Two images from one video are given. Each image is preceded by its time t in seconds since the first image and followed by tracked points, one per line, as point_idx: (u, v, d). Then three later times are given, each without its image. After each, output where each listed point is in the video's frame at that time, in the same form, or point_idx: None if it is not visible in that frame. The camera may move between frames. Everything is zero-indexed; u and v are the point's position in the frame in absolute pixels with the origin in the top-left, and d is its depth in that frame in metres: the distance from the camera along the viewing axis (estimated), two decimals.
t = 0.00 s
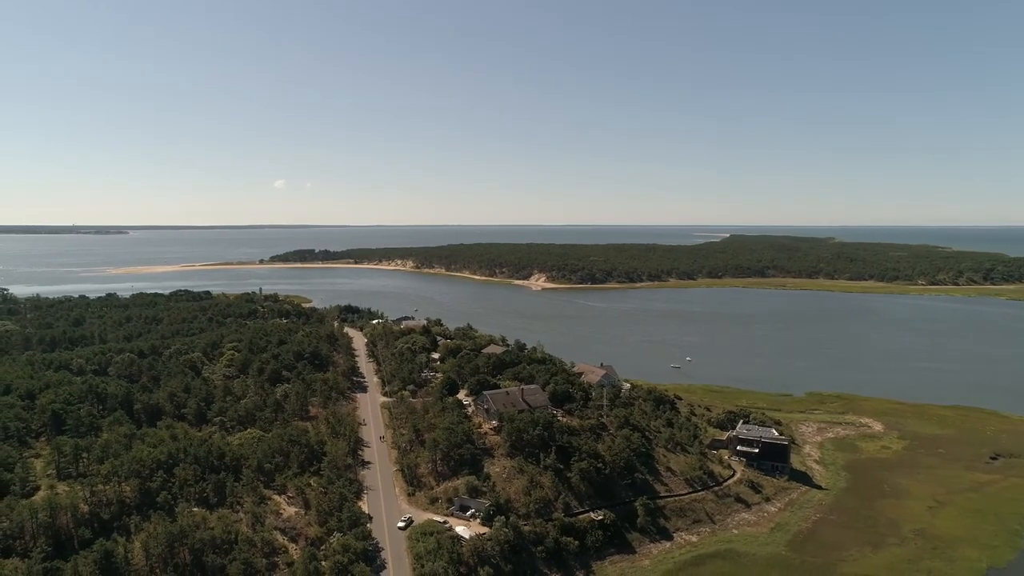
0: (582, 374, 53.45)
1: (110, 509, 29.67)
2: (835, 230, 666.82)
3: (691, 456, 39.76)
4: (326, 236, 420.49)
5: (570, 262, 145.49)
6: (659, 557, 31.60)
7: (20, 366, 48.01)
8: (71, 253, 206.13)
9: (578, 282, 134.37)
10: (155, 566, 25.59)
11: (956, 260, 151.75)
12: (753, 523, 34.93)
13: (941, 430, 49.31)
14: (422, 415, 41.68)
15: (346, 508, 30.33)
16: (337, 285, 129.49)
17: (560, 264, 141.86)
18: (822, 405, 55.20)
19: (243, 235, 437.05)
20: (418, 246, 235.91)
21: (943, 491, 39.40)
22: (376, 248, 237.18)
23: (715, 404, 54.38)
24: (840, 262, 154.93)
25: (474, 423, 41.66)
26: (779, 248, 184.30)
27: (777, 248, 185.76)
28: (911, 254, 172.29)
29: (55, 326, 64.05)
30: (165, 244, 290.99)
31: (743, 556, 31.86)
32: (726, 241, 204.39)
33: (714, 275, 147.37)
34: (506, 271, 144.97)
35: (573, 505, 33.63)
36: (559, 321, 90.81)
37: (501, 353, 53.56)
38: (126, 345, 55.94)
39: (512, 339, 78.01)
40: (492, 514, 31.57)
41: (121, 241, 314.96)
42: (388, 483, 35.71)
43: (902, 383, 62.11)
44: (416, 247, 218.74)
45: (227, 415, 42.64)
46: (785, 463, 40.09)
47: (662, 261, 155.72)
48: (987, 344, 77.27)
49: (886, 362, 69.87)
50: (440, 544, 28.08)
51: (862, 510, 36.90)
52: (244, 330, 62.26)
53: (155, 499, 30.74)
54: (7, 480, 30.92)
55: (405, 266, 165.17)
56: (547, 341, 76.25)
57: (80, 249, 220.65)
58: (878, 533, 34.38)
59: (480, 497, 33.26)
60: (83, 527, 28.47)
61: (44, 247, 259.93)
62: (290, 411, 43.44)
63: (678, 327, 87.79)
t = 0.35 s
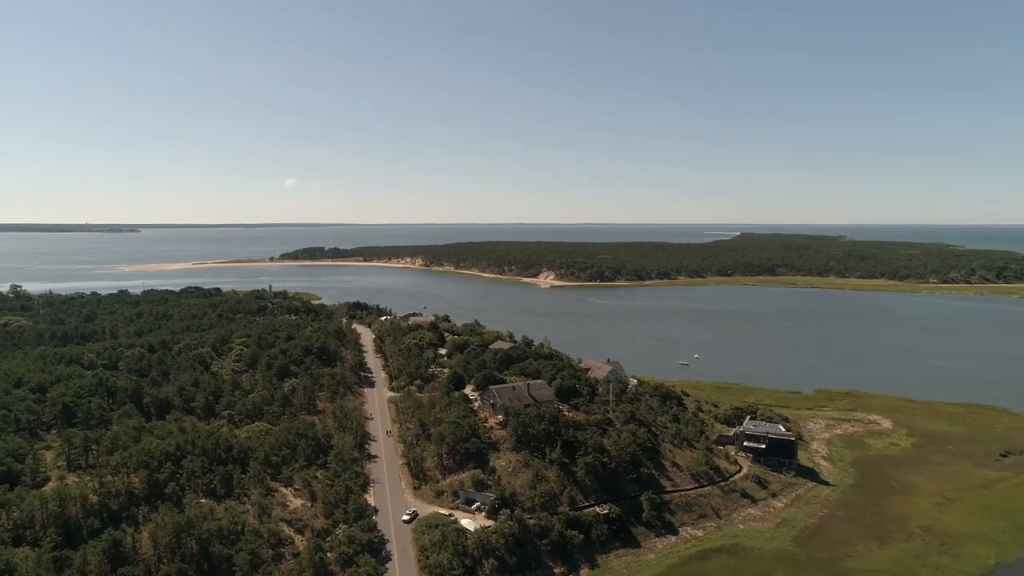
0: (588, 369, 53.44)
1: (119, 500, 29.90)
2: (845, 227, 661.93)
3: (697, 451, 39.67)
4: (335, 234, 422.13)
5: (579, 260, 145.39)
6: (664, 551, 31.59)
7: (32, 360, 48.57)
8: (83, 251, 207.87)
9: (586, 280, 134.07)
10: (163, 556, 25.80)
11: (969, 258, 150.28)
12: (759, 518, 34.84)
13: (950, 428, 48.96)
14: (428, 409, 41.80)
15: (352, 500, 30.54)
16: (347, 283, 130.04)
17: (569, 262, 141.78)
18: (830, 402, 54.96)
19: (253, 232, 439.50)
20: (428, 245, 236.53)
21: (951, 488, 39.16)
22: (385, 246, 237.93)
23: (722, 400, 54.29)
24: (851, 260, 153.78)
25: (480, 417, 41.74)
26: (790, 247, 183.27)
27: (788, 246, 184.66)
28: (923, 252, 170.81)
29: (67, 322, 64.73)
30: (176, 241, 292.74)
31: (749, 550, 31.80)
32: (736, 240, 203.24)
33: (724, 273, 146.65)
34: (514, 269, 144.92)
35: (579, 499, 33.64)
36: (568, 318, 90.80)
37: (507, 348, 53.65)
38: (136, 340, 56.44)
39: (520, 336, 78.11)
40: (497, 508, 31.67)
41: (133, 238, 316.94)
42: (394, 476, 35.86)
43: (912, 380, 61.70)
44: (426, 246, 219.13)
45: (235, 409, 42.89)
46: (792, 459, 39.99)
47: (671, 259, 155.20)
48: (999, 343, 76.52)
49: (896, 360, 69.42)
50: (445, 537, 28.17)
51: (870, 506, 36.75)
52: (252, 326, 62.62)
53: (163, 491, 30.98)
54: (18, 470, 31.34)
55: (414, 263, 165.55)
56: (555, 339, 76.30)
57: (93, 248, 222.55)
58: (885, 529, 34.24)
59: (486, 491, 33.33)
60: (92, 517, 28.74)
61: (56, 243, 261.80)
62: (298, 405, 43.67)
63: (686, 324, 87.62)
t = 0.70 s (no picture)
0: (596, 358, 53.45)
1: (129, 483, 30.22)
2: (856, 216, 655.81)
3: (704, 440, 39.62)
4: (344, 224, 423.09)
5: (589, 251, 144.98)
6: (669, 538, 31.66)
7: (46, 347, 49.16)
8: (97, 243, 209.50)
9: (597, 271, 133.64)
10: (172, 537, 26.08)
11: (984, 250, 148.39)
12: (766, 506, 34.83)
13: (961, 418, 48.61)
14: (436, 397, 41.97)
15: (359, 485, 30.74)
16: (357, 273, 130.48)
17: (579, 254, 141.40)
18: (840, 392, 54.70)
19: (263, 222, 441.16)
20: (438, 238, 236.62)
21: (961, 478, 38.94)
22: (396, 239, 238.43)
23: (731, 390, 54.19)
24: (864, 252, 152.27)
25: (487, 405, 41.89)
26: (803, 239, 181.79)
27: (800, 238, 183.12)
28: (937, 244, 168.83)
29: (80, 311, 65.47)
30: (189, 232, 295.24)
31: (754, 537, 31.79)
32: (749, 233, 201.65)
33: (735, 265, 145.69)
34: (525, 261, 144.77)
35: (584, 486, 33.75)
36: (577, 309, 90.78)
37: (516, 337, 53.73)
38: (148, 328, 56.96)
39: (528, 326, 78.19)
40: (503, 494, 31.84)
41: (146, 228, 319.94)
42: (401, 462, 36.11)
43: (922, 372, 61.33)
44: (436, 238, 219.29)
45: (245, 396, 43.25)
46: (799, 449, 39.90)
47: (682, 251, 154.37)
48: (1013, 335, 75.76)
49: (907, 351, 68.97)
50: (451, 521, 28.30)
51: (878, 496, 36.62)
52: (262, 315, 62.98)
53: (173, 474, 31.31)
54: (32, 454, 31.80)
55: (424, 255, 165.68)
56: (564, 329, 76.33)
57: (110, 241, 224.30)
58: (892, 518, 34.14)
59: (492, 477, 33.51)
60: (103, 499, 29.11)
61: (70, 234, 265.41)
62: (306, 392, 43.96)
63: (696, 315, 87.41)
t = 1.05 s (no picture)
0: (605, 346, 53.40)
1: (142, 465, 30.66)
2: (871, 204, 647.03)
3: (713, 427, 39.53)
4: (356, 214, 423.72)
5: (601, 241, 144.40)
6: (676, 524, 31.71)
7: (62, 333, 49.88)
8: (113, 233, 211.40)
9: (609, 261, 133.04)
10: (184, 517, 26.40)
11: (1003, 241, 145.85)
12: (774, 493, 34.77)
13: (974, 408, 48.12)
14: (445, 383, 42.12)
15: (367, 469, 31.01)
16: (369, 263, 130.97)
17: (591, 244, 140.81)
18: (851, 381, 54.34)
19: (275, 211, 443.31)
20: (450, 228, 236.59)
21: (972, 467, 38.62)
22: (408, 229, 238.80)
23: (741, 379, 54.01)
24: (879, 242, 150.33)
25: (496, 391, 42.01)
26: (818, 229, 179.77)
27: (815, 228, 181.10)
28: (955, 234, 166.19)
29: (96, 298, 66.32)
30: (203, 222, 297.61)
31: (761, 524, 31.74)
32: (764, 223, 199.75)
33: (748, 256, 144.47)
34: (536, 251, 144.42)
35: (592, 471, 33.86)
36: (588, 298, 90.70)
37: (525, 325, 53.75)
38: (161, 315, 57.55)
39: (539, 315, 78.25)
40: (511, 479, 32.01)
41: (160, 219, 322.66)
42: (410, 447, 36.36)
43: (935, 362, 60.81)
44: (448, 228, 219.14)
45: (257, 381, 43.66)
46: (808, 437, 39.73)
47: (695, 240, 153.31)
48: None
49: (921, 341, 68.36)
50: (458, 505, 28.41)
51: (887, 484, 36.41)
52: (274, 302, 63.41)
53: (185, 457, 31.68)
54: (47, 436, 32.33)
55: (435, 244, 165.74)
56: (575, 318, 76.39)
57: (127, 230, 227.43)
58: (901, 506, 33.99)
59: (500, 462, 33.67)
60: (117, 481, 29.54)
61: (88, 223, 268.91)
62: (317, 378, 44.26)
63: (708, 305, 87.12)
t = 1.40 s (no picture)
0: (616, 334, 53.27)
1: (156, 447, 31.08)
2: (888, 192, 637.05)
3: (723, 414, 39.37)
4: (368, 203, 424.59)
5: (615, 230, 143.61)
6: (684, 510, 31.72)
7: (79, 319, 50.60)
8: (130, 223, 213.44)
9: (622, 251, 132.25)
10: (196, 498, 26.75)
11: None
12: (784, 481, 34.63)
13: (989, 398, 47.54)
14: (456, 369, 42.24)
15: (378, 453, 31.25)
16: (383, 252, 131.33)
17: (605, 234, 140.02)
18: (864, 371, 53.91)
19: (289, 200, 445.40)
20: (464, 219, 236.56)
21: (986, 456, 38.23)
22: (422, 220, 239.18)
23: (753, 367, 53.70)
24: (896, 232, 148.25)
25: (507, 377, 42.11)
26: (834, 220, 177.49)
27: (832, 219, 178.78)
28: (974, 224, 163.39)
29: (112, 285, 67.13)
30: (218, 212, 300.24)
31: (771, 511, 31.61)
32: (780, 213, 197.27)
33: (763, 246, 143.04)
34: (549, 240, 143.74)
35: (601, 458, 33.90)
36: (601, 288, 90.42)
37: (536, 313, 53.74)
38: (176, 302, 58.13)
39: (551, 303, 78.21)
40: (520, 464, 32.13)
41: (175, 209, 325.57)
42: (421, 432, 36.59)
43: (951, 352, 60.13)
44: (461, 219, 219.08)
45: (269, 366, 44.02)
46: (820, 426, 39.49)
47: (709, 231, 152.04)
48: None
49: (936, 332, 67.57)
50: (467, 489, 28.55)
51: (899, 473, 36.14)
52: (287, 290, 63.77)
53: (198, 439, 32.05)
54: (64, 418, 32.85)
55: (448, 234, 165.73)
56: (587, 307, 76.34)
57: (142, 220, 229.57)
58: (913, 494, 33.76)
59: (509, 448, 33.81)
60: (132, 462, 30.01)
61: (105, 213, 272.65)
62: (329, 363, 44.53)
63: (721, 295, 86.62)
